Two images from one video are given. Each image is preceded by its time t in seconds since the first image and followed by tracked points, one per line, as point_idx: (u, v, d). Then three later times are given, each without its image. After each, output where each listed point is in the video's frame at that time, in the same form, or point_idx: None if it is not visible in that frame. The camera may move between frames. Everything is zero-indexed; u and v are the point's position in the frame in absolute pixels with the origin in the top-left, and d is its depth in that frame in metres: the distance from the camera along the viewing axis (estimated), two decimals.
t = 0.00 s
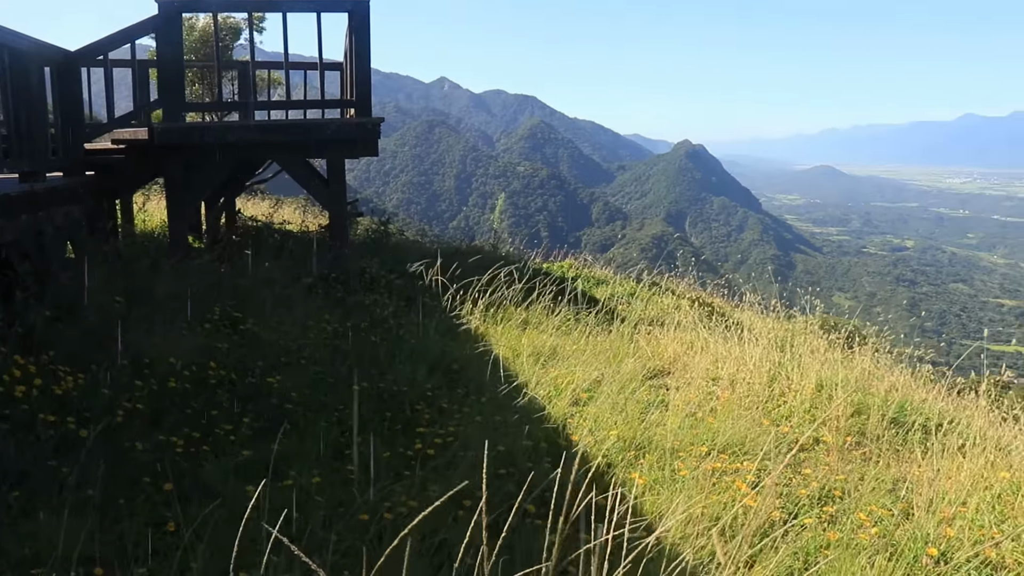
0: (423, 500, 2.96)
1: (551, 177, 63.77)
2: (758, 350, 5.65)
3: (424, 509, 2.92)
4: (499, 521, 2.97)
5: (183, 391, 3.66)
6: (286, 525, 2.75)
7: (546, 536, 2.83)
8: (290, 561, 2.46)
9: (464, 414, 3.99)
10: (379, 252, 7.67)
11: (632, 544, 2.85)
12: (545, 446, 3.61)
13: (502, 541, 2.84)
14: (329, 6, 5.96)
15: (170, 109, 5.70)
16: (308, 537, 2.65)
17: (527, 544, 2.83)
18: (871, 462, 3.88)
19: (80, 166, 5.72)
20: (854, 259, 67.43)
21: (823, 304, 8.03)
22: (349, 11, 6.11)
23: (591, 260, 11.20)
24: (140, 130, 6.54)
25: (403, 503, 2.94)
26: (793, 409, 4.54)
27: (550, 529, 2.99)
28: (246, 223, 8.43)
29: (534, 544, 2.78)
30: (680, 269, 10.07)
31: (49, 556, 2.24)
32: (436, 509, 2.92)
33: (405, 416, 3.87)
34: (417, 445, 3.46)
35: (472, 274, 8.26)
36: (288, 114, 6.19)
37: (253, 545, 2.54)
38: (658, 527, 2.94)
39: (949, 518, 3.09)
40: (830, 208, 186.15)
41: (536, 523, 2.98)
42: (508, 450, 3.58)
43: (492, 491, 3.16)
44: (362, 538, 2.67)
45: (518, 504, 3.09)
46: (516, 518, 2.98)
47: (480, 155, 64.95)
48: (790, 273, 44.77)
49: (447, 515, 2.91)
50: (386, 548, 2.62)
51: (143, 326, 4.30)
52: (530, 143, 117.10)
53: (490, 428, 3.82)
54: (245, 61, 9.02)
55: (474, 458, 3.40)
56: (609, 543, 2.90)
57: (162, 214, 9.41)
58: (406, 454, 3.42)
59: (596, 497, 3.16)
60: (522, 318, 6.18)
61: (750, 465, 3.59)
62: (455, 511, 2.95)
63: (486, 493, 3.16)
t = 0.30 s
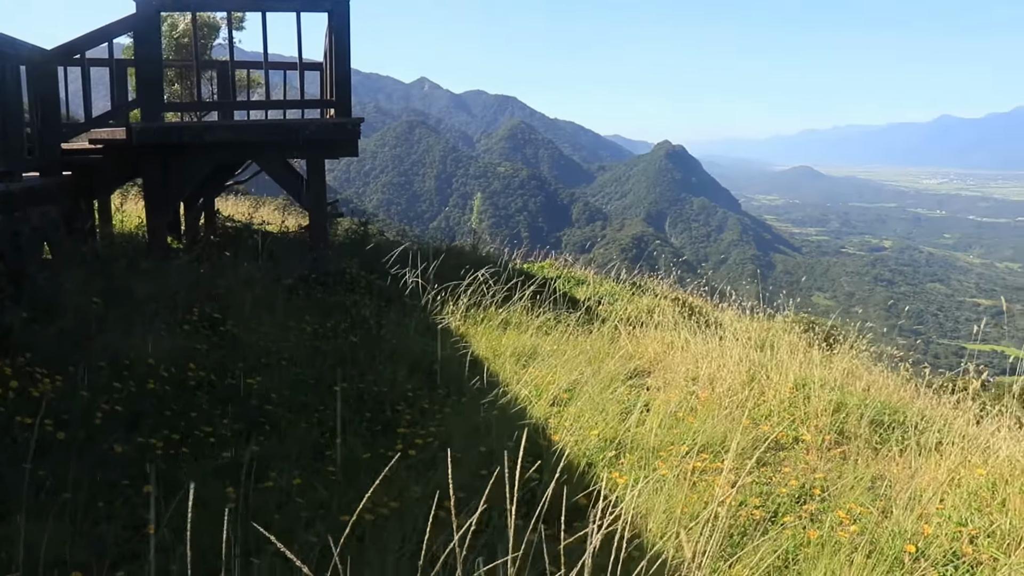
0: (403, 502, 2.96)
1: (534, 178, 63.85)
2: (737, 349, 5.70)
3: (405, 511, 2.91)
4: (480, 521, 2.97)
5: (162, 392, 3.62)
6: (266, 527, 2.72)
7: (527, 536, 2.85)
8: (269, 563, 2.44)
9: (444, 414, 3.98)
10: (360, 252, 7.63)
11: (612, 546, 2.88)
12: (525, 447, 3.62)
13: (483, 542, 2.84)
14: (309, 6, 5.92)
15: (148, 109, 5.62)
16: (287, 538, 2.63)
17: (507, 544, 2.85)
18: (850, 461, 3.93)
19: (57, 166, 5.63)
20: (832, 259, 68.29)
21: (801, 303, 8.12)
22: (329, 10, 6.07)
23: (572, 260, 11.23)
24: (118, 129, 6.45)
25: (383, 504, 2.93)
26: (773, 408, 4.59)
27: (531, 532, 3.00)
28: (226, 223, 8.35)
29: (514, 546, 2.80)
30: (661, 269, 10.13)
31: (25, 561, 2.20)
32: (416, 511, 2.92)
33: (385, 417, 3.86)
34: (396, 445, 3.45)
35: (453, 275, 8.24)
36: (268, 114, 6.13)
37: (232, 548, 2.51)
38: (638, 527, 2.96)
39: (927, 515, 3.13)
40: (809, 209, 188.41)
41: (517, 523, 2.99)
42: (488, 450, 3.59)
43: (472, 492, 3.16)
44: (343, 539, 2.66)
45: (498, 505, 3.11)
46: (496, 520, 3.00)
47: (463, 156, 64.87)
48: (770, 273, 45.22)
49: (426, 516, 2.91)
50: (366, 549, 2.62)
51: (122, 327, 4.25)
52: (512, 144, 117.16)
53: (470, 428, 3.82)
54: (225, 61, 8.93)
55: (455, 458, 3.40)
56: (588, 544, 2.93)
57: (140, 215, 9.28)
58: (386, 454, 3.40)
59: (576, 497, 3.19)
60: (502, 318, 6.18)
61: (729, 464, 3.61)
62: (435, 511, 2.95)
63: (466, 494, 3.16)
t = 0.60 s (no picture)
0: (381, 503, 2.96)
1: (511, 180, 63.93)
2: (711, 348, 5.77)
3: (382, 512, 2.90)
4: (457, 521, 2.98)
5: (135, 395, 3.57)
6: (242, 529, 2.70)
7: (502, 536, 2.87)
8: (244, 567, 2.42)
9: (420, 415, 3.97)
10: (335, 253, 7.58)
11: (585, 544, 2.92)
12: (501, 446, 3.63)
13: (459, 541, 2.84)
14: (283, 6, 5.88)
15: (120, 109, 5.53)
16: (264, 540, 2.61)
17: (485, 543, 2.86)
18: (822, 458, 4.01)
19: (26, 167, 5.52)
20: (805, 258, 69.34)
21: (774, 301, 8.24)
22: (303, 11, 6.03)
23: (547, 261, 11.29)
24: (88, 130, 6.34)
25: (360, 505, 2.92)
26: (747, 406, 4.66)
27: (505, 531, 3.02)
28: (200, 225, 8.24)
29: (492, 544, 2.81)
30: (636, 269, 10.21)
31: None
32: (393, 512, 2.91)
33: (361, 417, 3.84)
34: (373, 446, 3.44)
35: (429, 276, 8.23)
36: (241, 115, 6.06)
37: (208, 551, 2.49)
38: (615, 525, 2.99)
39: (899, 510, 3.20)
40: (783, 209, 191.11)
41: (494, 523, 3.00)
42: (464, 449, 3.60)
43: (449, 492, 3.16)
44: (318, 541, 2.64)
45: (476, 504, 3.11)
46: (474, 519, 3.01)
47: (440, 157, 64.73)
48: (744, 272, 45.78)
49: (403, 517, 2.91)
50: (343, 550, 2.61)
51: (94, 330, 4.18)
52: (490, 145, 117.20)
53: (447, 428, 3.82)
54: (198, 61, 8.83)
55: (431, 459, 3.39)
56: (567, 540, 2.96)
57: (112, 216, 9.13)
58: (362, 456, 3.39)
59: (553, 495, 3.21)
60: (478, 319, 6.19)
61: (704, 462, 3.67)
62: (413, 512, 2.95)
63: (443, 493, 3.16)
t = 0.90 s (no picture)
0: (359, 502, 2.95)
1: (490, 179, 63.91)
2: (687, 345, 5.82)
3: (360, 511, 2.90)
4: (435, 519, 2.98)
5: (111, 396, 3.52)
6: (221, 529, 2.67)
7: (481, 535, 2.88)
8: (223, 568, 2.40)
9: (398, 414, 3.96)
10: (312, 253, 7.51)
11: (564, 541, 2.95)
12: (478, 445, 3.64)
13: (439, 539, 2.85)
14: (259, 4, 5.82)
15: (94, 108, 5.43)
16: (242, 540, 2.59)
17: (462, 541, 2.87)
18: (797, 453, 4.08)
19: None
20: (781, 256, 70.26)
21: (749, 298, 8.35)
22: (278, 9, 5.97)
23: (525, 259, 11.32)
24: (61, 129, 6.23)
25: (338, 504, 2.91)
26: (723, 403, 4.72)
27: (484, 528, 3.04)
28: (175, 225, 8.14)
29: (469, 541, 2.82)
30: (613, 267, 10.28)
31: None
32: (371, 511, 2.91)
33: (339, 416, 3.82)
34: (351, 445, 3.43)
35: (406, 275, 8.20)
36: (216, 113, 5.99)
37: (187, 552, 2.46)
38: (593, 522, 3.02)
39: (874, 504, 3.27)
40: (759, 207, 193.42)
41: (471, 520, 3.01)
42: (442, 448, 3.60)
43: (427, 491, 3.16)
44: (297, 542, 2.63)
45: (454, 502, 3.12)
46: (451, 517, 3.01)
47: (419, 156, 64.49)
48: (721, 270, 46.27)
49: (381, 516, 2.90)
50: (321, 549, 2.60)
51: (67, 331, 4.11)
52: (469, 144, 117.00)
53: (425, 427, 3.82)
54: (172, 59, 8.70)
55: (409, 458, 3.39)
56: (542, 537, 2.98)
57: (85, 215, 8.98)
58: (340, 455, 3.38)
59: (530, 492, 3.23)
60: (456, 317, 6.19)
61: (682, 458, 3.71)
62: (391, 511, 2.95)
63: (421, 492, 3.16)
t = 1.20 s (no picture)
0: (340, 500, 2.92)
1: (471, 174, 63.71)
2: (670, 339, 5.83)
3: (340, 509, 2.87)
4: (416, 515, 2.96)
5: (89, 395, 3.45)
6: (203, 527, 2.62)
7: (464, 531, 2.86)
8: (204, 567, 2.36)
9: (380, 410, 3.91)
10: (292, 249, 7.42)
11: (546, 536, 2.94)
12: (461, 440, 3.62)
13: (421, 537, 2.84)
14: None
15: (69, 104, 5.29)
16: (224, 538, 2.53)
17: (442, 539, 2.86)
18: (778, 445, 4.09)
19: None
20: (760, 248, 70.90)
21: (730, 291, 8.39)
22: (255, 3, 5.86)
23: (506, 254, 11.29)
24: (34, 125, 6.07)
25: (320, 501, 2.87)
26: (706, 395, 4.73)
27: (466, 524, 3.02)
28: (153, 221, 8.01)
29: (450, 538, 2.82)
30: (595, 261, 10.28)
31: None
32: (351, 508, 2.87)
33: (320, 413, 3.77)
34: (333, 441, 3.38)
35: (388, 271, 8.12)
36: (194, 109, 5.86)
37: (169, 551, 2.42)
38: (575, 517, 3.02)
39: (855, 495, 3.28)
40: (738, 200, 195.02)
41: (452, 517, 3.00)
42: (424, 444, 3.57)
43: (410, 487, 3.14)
44: (279, 540, 2.59)
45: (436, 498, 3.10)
46: (432, 514, 3.00)
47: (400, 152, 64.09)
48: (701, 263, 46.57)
49: (363, 511, 2.88)
50: (303, 547, 2.56)
51: (44, 332, 4.04)
52: (450, 139, 116.56)
53: (407, 423, 3.78)
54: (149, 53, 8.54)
55: (390, 455, 3.36)
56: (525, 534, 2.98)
57: (61, 212, 8.82)
58: (322, 451, 3.33)
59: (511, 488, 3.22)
60: (437, 313, 6.15)
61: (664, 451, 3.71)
62: (372, 507, 2.92)
63: (403, 488, 3.13)
